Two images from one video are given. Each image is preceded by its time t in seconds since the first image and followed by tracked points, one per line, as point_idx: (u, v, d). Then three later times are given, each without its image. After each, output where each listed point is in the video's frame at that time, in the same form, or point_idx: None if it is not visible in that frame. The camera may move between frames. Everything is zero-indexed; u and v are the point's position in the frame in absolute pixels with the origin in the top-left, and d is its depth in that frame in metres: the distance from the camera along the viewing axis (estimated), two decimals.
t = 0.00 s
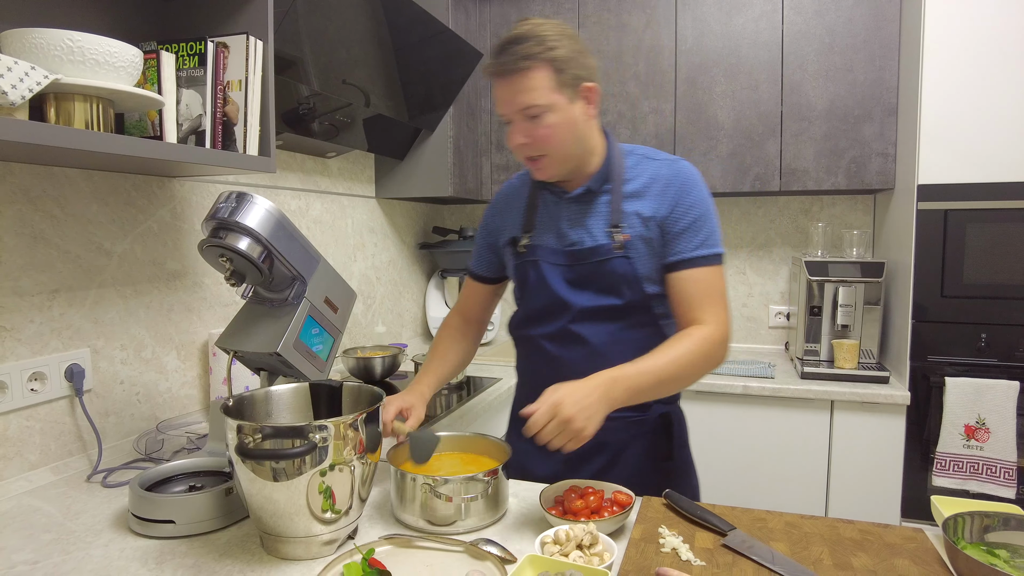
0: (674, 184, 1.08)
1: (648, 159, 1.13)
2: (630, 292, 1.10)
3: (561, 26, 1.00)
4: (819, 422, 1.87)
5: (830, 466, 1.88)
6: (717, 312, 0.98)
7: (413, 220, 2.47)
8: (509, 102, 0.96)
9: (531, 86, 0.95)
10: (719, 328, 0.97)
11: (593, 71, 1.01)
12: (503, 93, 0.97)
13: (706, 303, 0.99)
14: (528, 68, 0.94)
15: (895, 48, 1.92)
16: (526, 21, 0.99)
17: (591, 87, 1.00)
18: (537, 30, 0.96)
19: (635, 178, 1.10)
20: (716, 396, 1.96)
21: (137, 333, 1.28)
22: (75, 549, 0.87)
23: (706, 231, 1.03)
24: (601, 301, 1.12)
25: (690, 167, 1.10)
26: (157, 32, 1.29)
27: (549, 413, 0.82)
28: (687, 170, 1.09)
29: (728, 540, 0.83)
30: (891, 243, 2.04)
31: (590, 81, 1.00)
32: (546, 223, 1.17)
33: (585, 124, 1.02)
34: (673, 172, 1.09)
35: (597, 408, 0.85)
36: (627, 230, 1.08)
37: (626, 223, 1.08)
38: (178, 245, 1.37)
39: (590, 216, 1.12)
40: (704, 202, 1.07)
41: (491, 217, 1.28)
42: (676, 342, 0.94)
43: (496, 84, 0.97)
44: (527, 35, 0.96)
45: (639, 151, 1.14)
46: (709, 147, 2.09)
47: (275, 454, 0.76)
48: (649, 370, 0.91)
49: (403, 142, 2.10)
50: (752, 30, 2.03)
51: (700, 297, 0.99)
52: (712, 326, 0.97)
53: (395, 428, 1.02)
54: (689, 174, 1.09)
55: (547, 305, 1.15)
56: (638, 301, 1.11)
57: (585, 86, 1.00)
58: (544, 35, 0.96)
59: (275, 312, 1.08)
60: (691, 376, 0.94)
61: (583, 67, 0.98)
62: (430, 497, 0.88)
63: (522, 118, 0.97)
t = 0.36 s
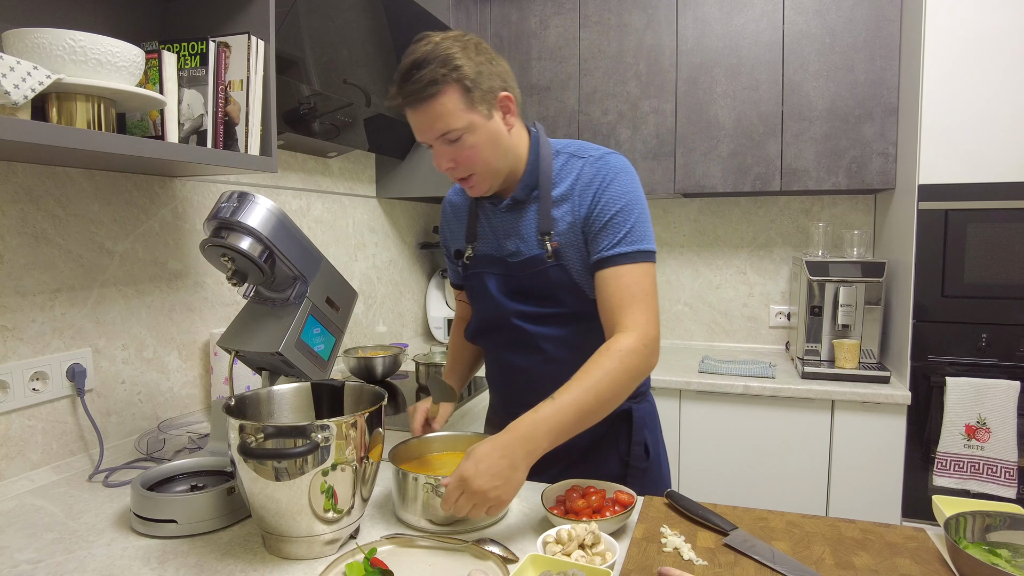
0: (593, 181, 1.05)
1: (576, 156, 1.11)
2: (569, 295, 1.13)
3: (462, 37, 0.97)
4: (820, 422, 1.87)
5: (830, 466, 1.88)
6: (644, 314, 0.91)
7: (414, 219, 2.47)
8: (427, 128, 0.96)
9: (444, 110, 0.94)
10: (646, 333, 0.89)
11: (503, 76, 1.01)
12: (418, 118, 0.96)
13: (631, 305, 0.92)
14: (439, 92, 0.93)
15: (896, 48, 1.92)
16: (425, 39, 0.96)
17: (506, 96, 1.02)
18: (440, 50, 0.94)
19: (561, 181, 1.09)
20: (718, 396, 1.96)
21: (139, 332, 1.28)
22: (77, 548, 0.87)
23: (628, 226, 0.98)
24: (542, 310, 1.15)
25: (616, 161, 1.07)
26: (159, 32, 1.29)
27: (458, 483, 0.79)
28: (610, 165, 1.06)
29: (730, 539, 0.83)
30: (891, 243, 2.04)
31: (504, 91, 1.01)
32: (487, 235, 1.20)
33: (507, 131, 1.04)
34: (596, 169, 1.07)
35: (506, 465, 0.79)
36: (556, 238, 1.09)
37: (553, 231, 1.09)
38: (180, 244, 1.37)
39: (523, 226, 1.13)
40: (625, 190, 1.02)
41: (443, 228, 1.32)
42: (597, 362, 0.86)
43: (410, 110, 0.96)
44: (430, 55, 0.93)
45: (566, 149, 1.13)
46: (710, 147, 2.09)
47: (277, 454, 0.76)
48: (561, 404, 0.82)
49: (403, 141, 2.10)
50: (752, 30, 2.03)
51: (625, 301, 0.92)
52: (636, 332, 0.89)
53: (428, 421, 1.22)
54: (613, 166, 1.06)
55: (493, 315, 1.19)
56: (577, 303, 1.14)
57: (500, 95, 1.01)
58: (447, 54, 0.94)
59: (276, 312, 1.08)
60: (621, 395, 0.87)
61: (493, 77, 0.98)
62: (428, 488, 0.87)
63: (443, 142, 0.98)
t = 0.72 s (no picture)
0: (593, 181, 1.04)
1: (577, 155, 1.10)
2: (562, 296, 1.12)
3: (465, 33, 0.97)
4: (821, 422, 1.87)
5: (831, 466, 1.88)
6: (644, 318, 0.90)
7: (414, 219, 2.47)
8: (431, 126, 0.96)
9: (447, 108, 0.94)
10: (644, 339, 0.88)
11: (507, 73, 1.01)
12: (421, 115, 0.96)
13: (632, 309, 0.91)
14: (442, 88, 0.93)
15: (897, 48, 1.91)
16: (428, 35, 0.96)
17: (510, 92, 1.02)
18: (443, 46, 0.94)
19: (561, 181, 1.08)
20: (719, 396, 1.96)
21: (139, 332, 1.28)
22: (78, 549, 0.86)
23: (626, 229, 0.96)
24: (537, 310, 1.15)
25: (617, 161, 1.05)
26: (159, 32, 1.29)
27: (455, 488, 0.83)
28: (611, 165, 1.04)
29: (732, 540, 0.83)
30: (893, 243, 2.04)
31: (508, 87, 1.01)
32: (488, 234, 1.20)
33: (510, 128, 1.04)
34: (596, 169, 1.05)
35: (500, 470, 0.81)
36: (553, 238, 1.09)
37: (553, 231, 1.09)
38: (180, 244, 1.37)
39: (522, 225, 1.13)
40: (625, 191, 1.00)
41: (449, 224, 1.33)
42: (594, 367, 0.87)
43: (413, 108, 0.97)
44: (432, 52, 0.94)
45: (568, 148, 1.11)
46: (711, 147, 2.09)
47: (278, 454, 0.76)
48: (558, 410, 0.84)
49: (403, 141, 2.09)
50: (753, 30, 2.02)
51: (624, 306, 0.91)
52: (635, 338, 0.88)
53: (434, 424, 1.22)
54: (614, 167, 1.04)
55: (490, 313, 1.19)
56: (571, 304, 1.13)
57: (503, 92, 1.01)
58: (450, 50, 0.94)
59: (277, 312, 1.08)
60: (620, 400, 0.87)
61: (497, 74, 0.98)
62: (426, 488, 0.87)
63: (446, 139, 0.98)
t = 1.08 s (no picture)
0: (642, 187, 1.01)
1: (625, 158, 1.07)
2: (596, 304, 1.10)
3: (525, 25, 0.97)
4: (824, 422, 1.86)
5: (833, 466, 1.87)
6: (692, 334, 0.88)
7: (416, 219, 2.47)
8: (480, 116, 0.96)
9: (498, 99, 0.94)
10: (694, 356, 0.87)
11: (565, 69, 1.00)
12: (472, 105, 0.96)
13: (681, 323, 0.89)
14: (496, 79, 0.93)
15: (900, 47, 1.91)
16: (488, 24, 0.96)
17: (565, 89, 1.00)
18: (501, 36, 0.94)
19: (607, 185, 1.06)
20: (721, 396, 1.96)
21: (141, 332, 1.28)
22: (81, 550, 0.86)
23: (673, 242, 0.94)
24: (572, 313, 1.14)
25: (668, 168, 1.02)
26: (161, 32, 1.29)
27: (484, 476, 0.82)
28: (662, 171, 1.01)
29: (735, 541, 0.82)
30: (895, 243, 2.04)
31: (563, 84, 1.00)
32: (528, 232, 1.19)
33: (561, 125, 1.03)
34: (645, 175, 1.02)
35: (533, 465, 0.82)
36: (593, 243, 1.07)
37: (594, 235, 1.07)
38: (182, 244, 1.37)
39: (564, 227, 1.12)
40: (677, 201, 0.97)
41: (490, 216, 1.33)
42: (639, 376, 0.87)
43: (464, 97, 0.96)
44: (490, 42, 0.93)
45: (617, 149, 1.09)
46: (713, 146, 2.09)
47: (280, 455, 0.76)
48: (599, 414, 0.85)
49: (405, 141, 2.09)
50: (756, 29, 2.02)
51: (673, 320, 0.89)
52: (683, 354, 0.87)
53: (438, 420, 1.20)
54: (665, 174, 1.01)
55: (524, 311, 1.19)
56: (606, 312, 1.11)
57: (558, 88, 1.00)
58: (507, 41, 0.93)
59: (279, 312, 1.08)
60: (658, 414, 0.87)
61: (554, 69, 0.97)
62: (445, 474, 0.86)
63: (494, 131, 0.98)
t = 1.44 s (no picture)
0: (690, 176, 1.03)
1: (672, 149, 1.10)
2: (628, 299, 1.10)
3: (596, 7, 0.99)
4: (828, 423, 1.86)
5: (837, 467, 1.86)
6: (736, 319, 0.90)
7: (418, 219, 2.46)
8: (534, 85, 0.99)
9: (556, 71, 0.96)
10: (737, 339, 0.89)
11: (627, 56, 1.01)
12: (530, 73, 0.99)
13: (726, 306, 0.91)
14: (557, 51, 0.95)
15: (905, 46, 1.90)
16: None
17: (622, 75, 1.01)
18: (568, 11, 0.96)
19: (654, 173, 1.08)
20: (724, 396, 1.95)
21: (142, 332, 1.28)
22: (83, 552, 0.86)
23: (719, 233, 0.95)
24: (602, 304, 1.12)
25: (716, 159, 1.03)
26: (162, 32, 1.29)
27: (510, 373, 0.79)
28: (712, 162, 1.03)
29: (741, 543, 0.81)
30: (900, 243, 2.03)
31: (622, 70, 1.01)
32: (568, 219, 1.21)
33: (612, 110, 1.04)
34: (693, 165, 1.04)
35: (562, 371, 0.83)
36: (634, 233, 1.08)
37: (636, 225, 1.08)
38: (183, 244, 1.36)
39: (606, 215, 1.13)
40: (725, 193, 0.98)
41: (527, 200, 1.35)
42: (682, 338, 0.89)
43: (524, 65, 0.99)
44: (557, 15, 0.96)
45: (665, 140, 1.12)
46: (716, 146, 2.08)
47: (283, 456, 0.75)
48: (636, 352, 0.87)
49: (407, 141, 2.08)
50: (759, 28, 2.01)
51: (719, 302, 0.91)
52: (726, 334, 0.89)
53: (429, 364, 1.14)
54: (714, 166, 1.02)
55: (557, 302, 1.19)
56: (637, 309, 1.10)
57: (615, 73, 1.01)
58: (574, 16, 0.96)
59: (281, 313, 1.07)
60: (688, 380, 0.89)
61: (615, 52, 0.99)
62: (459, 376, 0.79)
63: (546, 104, 1.00)
